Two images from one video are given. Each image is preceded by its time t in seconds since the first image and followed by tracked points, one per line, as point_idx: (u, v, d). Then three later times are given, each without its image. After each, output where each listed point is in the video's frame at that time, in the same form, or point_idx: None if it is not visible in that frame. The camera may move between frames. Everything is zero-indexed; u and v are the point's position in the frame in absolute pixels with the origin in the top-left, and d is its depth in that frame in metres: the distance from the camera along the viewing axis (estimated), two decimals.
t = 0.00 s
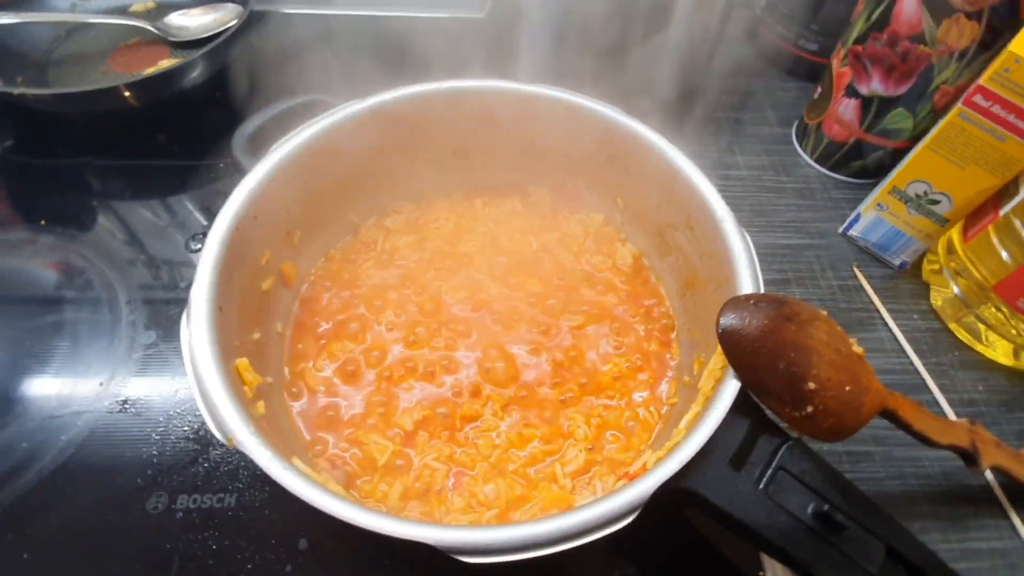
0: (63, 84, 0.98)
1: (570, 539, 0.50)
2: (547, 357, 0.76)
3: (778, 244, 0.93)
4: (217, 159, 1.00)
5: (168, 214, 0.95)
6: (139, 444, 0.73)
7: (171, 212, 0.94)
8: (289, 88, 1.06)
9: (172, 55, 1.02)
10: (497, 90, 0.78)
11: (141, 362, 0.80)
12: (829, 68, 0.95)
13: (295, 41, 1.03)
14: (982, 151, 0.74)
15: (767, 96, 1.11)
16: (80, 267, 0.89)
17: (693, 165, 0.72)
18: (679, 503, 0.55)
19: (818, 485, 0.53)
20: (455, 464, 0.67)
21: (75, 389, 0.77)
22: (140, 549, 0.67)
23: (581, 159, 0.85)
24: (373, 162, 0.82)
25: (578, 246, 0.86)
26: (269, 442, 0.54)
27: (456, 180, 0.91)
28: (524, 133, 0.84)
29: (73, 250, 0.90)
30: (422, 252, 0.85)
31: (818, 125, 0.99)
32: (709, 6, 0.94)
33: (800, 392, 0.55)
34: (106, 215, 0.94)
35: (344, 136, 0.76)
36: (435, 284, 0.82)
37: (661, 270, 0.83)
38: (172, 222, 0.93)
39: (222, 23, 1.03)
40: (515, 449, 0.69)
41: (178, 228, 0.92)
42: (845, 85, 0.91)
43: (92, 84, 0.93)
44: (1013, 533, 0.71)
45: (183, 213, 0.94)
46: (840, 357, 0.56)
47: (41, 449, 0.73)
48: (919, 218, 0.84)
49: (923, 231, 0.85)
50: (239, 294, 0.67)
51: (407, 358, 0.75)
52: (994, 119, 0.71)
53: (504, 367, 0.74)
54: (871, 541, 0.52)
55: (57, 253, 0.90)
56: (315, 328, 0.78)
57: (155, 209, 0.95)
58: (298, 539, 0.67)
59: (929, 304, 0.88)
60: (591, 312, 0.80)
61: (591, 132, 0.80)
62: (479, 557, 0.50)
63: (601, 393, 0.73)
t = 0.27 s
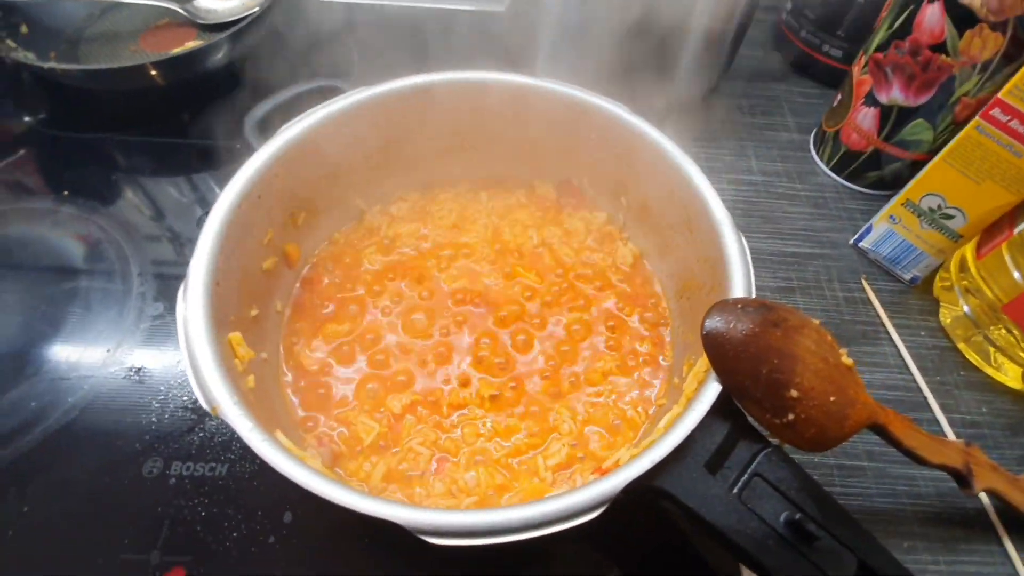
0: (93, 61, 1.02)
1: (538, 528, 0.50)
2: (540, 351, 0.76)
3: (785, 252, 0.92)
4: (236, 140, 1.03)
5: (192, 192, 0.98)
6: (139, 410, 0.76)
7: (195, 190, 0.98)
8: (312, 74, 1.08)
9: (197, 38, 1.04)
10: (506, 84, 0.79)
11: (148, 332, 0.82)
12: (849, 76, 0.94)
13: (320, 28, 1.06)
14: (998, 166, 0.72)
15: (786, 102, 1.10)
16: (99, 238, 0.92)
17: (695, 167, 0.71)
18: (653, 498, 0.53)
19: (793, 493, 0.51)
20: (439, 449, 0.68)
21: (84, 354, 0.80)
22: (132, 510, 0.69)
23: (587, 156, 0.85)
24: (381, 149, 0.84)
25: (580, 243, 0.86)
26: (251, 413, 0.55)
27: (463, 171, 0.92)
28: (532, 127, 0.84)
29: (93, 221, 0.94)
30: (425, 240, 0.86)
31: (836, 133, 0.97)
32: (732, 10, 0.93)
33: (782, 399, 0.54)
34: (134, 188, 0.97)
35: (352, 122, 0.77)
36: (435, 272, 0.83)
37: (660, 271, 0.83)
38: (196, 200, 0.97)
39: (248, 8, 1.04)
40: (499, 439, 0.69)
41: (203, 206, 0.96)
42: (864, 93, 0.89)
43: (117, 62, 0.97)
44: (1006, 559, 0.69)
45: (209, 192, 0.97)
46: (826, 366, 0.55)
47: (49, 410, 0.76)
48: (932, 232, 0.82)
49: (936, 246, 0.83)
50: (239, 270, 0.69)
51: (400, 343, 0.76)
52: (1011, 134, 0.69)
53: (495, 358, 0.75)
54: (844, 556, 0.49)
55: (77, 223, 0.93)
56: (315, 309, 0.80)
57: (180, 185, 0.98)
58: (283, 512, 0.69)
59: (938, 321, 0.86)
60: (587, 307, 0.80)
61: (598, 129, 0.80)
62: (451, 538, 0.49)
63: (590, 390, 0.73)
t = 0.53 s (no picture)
0: (122, 48, 1.05)
1: (531, 509, 0.51)
2: (543, 343, 0.78)
3: (792, 255, 0.92)
4: (257, 129, 1.05)
5: (213, 178, 1.01)
6: (156, 386, 0.79)
7: (216, 176, 1.01)
8: (333, 65, 1.11)
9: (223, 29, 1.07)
10: (520, 81, 0.80)
11: (166, 312, 0.85)
12: (865, 82, 0.94)
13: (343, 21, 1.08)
14: (1007, 174, 0.72)
15: (801, 105, 1.11)
16: (122, 220, 0.95)
17: (702, 167, 0.72)
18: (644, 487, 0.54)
19: (784, 489, 0.52)
20: (440, 435, 0.70)
21: (106, 331, 0.84)
22: (146, 480, 0.72)
23: (597, 154, 0.86)
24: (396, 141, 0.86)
25: (587, 239, 0.88)
26: (261, 390, 0.57)
27: (475, 165, 0.93)
28: (544, 124, 0.86)
29: (118, 203, 0.97)
30: (435, 232, 0.88)
31: (849, 138, 0.97)
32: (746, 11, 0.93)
33: (775, 396, 0.55)
34: (156, 174, 1.00)
35: (368, 114, 0.79)
36: (444, 264, 0.85)
37: (665, 270, 0.84)
38: (216, 185, 1.00)
39: None
40: (499, 427, 0.71)
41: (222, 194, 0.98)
42: (878, 98, 0.89)
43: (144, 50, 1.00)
44: (1000, 567, 0.69)
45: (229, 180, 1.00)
46: (822, 366, 0.56)
47: (70, 382, 0.79)
48: (940, 239, 0.82)
49: (944, 254, 0.83)
50: (254, 254, 0.71)
51: (407, 332, 0.78)
52: (1022, 142, 0.69)
53: (499, 348, 0.77)
54: (830, 551, 0.51)
55: (102, 205, 0.97)
56: (327, 295, 0.82)
57: (201, 172, 1.01)
58: (289, 489, 0.71)
59: (943, 329, 0.86)
60: (591, 302, 0.81)
61: (608, 127, 0.81)
62: (447, 515, 0.51)
63: (591, 383, 0.75)
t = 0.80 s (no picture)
0: (131, 51, 1.07)
1: (527, 508, 0.52)
2: (542, 345, 0.79)
3: (791, 259, 0.93)
4: (263, 131, 1.07)
5: (219, 179, 1.02)
6: (162, 385, 0.80)
7: (221, 177, 1.02)
8: (338, 68, 1.12)
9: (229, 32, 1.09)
10: (521, 86, 0.81)
11: (172, 312, 0.87)
12: (864, 87, 0.95)
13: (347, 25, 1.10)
14: (1003, 181, 0.73)
15: (802, 109, 1.11)
16: (130, 221, 0.96)
17: (700, 173, 0.73)
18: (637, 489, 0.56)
19: (775, 491, 0.53)
20: (440, 435, 0.71)
21: (114, 330, 0.85)
22: (152, 477, 0.74)
23: (597, 159, 0.87)
24: (398, 145, 0.87)
25: (587, 242, 0.89)
26: (265, 390, 0.59)
27: (476, 168, 0.95)
28: (545, 129, 0.87)
29: (126, 204, 0.98)
30: (437, 234, 0.89)
31: (847, 143, 0.98)
32: (745, 16, 0.95)
33: (768, 400, 0.56)
34: (162, 175, 1.02)
35: (371, 119, 0.80)
36: (446, 266, 0.86)
37: (663, 273, 0.85)
38: (221, 186, 1.01)
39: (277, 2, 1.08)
40: (498, 427, 0.72)
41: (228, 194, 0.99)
42: (877, 103, 0.90)
43: (152, 54, 1.02)
44: (993, 570, 0.70)
45: (233, 181, 1.02)
46: (814, 370, 0.57)
47: (79, 380, 0.81)
48: (937, 245, 0.83)
49: (941, 259, 0.84)
50: (259, 256, 0.72)
51: (408, 333, 0.80)
52: (1017, 150, 0.70)
53: (499, 349, 0.78)
54: (820, 553, 0.51)
55: (110, 206, 0.98)
56: (330, 296, 0.84)
57: (207, 173, 1.03)
58: (293, 487, 0.73)
59: (941, 334, 0.87)
60: (590, 305, 0.82)
61: (608, 133, 0.82)
62: (445, 514, 0.52)
63: (588, 385, 0.76)
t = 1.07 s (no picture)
0: (141, 56, 1.08)
1: (540, 517, 0.52)
2: (552, 350, 0.79)
3: (801, 262, 0.92)
4: (272, 134, 1.07)
5: (227, 182, 1.03)
6: (173, 389, 0.81)
7: (228, 180, 1.03)
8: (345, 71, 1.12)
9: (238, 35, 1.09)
10: (531, 90, 0.81)
11: (183, 316, 0.87)
12: (875, 87, 0.94)
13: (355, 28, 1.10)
14: (1018, 183, 0.72)
15: (811, 110, 1.11)
16: (140, 224, 0.97)
17: (712, 177, 0.73)
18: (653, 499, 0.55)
19: (789, 499, 0.52)
20: (450, 440, 0.71)
21: (125, 333, 0.85)
22: (163, 481, 0.74)
23: (606, 162, 0.87)
24: (407, 149, 0.87)
25: (595, 246, 0.88)
26: (277, 396, 0.59)
27: (484, 171, 0.94)
28: (554, 131, 0.87)
29: (135, 209, 0.99)
30: (445, 238, 0.89)
31: (858, 144, 0.97)
32: (755, 17, 0.94)
33: (781, 407, 0.56)
34: (171, 176, 1.03)
35: (380, 123, 0.80)
36: (455, 270, 0.86)
37: (672, 277, 0.85)
38: (230, 189, 1.02)
39: (286, 7, 1.10)
40: (508, 432, 0.72)
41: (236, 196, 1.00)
42: (889, 104, 0.89)
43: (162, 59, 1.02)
44: None
45: (242, 184, 1.02)
46: (828, 377, 0.57)
47: (91, 384, 0.81)
48: (951, 248, 0.82)
49: (954, 262, 0.83)
50: (269, 262, 0.72)
51: (417, 338, 0.79)
52: None
53: (508, 354, 0.78)
54: (835, 561, 0.51)
55: (120, 209, 0.99)
56: (339, 300, 0.84)
57: (215, 176, 1.03)
58: (303, 491, 0.73)
59: (954, 337, 0.86)
60: (599, 309, 0.82)
61: (617, 136, 0.82)
62: (457, 522, 0.52)
63: (598, 390, 0.75)
